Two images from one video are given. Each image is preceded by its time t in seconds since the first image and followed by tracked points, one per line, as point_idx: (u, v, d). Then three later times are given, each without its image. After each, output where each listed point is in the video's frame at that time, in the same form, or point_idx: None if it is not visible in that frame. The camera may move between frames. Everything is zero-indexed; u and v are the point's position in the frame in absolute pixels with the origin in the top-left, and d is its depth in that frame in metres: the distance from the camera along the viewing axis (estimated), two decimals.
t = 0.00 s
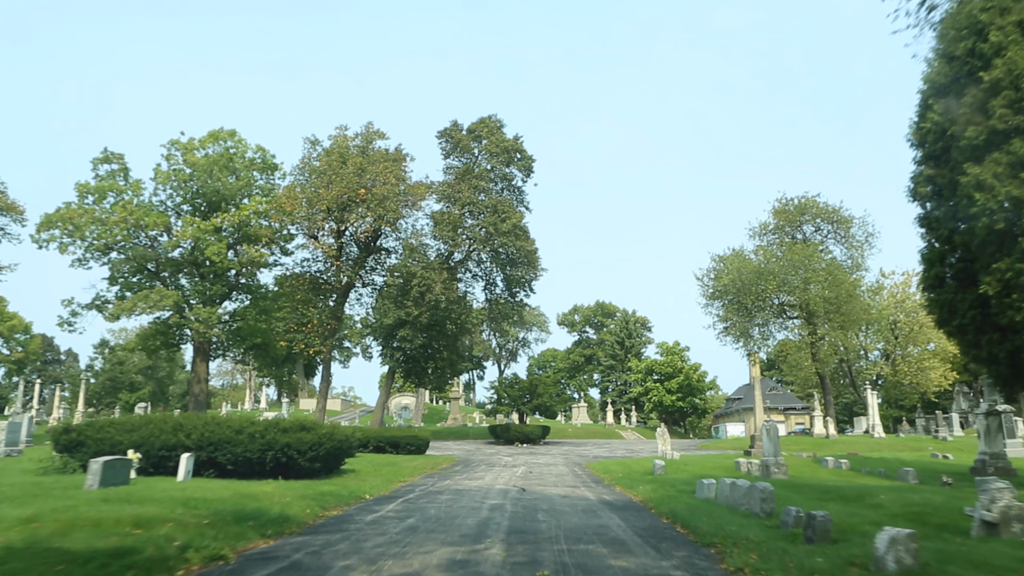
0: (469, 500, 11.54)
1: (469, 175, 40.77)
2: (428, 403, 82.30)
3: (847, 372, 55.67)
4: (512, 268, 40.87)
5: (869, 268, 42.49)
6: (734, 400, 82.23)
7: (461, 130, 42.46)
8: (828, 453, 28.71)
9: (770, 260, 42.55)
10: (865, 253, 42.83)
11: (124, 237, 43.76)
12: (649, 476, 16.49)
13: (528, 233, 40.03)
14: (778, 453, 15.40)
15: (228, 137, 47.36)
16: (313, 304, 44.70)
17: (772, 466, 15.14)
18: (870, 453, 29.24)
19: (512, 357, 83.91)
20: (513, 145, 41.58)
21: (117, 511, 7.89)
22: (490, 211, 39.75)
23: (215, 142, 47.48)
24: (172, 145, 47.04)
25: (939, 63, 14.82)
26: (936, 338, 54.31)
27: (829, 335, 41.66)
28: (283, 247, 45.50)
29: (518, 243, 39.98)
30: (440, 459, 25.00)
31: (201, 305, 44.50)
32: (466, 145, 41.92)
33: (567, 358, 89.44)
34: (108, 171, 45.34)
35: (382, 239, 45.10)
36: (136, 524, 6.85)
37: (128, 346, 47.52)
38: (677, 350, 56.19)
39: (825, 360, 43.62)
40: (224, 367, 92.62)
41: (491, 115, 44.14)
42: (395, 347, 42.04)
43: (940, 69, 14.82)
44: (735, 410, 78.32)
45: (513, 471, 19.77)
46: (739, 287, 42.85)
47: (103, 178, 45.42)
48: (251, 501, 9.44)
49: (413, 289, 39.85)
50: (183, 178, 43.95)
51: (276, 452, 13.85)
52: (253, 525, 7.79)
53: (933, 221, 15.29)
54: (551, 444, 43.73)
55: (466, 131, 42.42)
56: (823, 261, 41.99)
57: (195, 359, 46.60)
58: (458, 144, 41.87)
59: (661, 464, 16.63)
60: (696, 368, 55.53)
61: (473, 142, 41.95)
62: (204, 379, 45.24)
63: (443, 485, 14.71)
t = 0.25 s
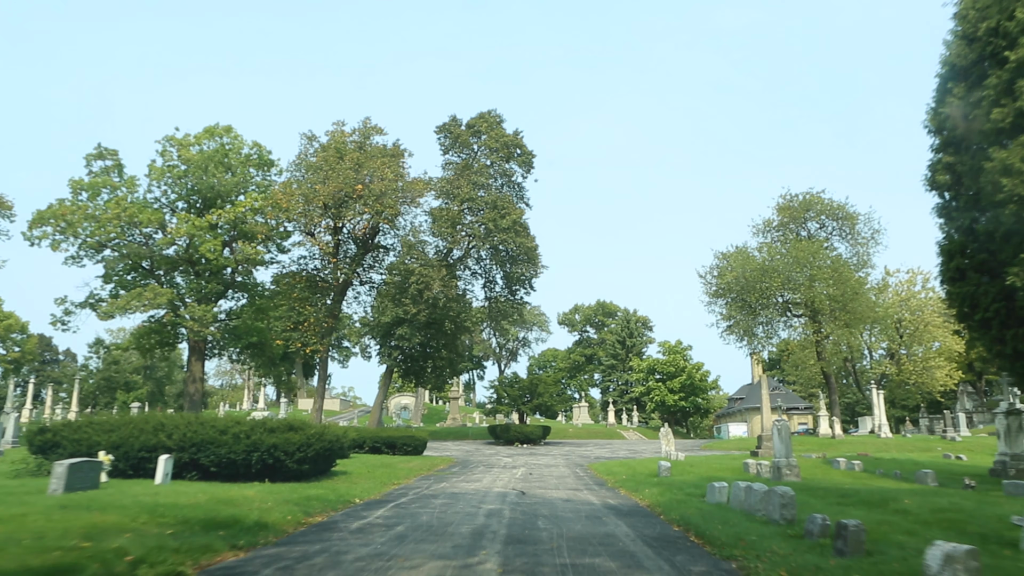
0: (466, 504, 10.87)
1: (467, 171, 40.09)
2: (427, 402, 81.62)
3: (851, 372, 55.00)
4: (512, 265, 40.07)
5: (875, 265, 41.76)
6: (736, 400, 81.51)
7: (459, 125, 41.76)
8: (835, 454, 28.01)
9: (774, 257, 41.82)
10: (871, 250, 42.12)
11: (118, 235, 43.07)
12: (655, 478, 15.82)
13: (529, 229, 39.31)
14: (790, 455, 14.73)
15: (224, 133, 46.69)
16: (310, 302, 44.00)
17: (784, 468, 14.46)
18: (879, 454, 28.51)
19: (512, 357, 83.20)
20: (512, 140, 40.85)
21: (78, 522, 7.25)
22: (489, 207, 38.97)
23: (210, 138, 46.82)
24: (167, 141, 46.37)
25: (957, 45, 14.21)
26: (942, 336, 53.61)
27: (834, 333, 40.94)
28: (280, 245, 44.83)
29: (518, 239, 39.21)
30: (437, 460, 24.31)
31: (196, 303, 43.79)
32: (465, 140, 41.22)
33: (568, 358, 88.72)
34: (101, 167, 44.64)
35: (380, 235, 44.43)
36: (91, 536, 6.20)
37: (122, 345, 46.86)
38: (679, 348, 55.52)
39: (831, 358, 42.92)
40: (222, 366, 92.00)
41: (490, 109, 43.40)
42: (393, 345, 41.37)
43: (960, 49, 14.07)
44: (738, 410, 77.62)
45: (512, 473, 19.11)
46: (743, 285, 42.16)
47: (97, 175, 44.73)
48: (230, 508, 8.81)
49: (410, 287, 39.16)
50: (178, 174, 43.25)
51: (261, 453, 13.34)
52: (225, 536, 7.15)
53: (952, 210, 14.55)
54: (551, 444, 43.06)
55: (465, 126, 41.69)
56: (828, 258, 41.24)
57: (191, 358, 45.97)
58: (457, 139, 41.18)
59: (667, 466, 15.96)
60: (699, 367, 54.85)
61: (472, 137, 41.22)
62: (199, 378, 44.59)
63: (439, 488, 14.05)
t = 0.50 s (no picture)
0: (458, 510, 9.98)
1: (466, 166, 39.26)
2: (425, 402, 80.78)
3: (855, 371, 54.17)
4: (511, 261, 39.15)
5: (881, 262, 40.88)
6: (738, 400, 80.70)
7: (458, 119, 40.89)
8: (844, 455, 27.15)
9: (779, 254, 40.98)
10: (877, 247, 41.28)
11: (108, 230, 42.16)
12: (661, 481, 14.96)
13: (528, 224, 38.43)
14: (805, 456, 13.85)
15: (217, 126, 45.79)
16: (305, 299, 43.11)
17: (799, 471, 13.58)
18: (889, 455, 27.65)
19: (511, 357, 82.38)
20: (512, 134, 39.99)
21: (12, 537, 6.38)
22: (488, 202, 38.04)
23: (204, 131, 45.94)
24: (160, 135, 45.49)
25: (984, 22, 13.67)
26: (947, 335, 52.79)
27: (839, 331, 40.10)
28: (274, 240, 43.96)
29: (517, 235, 38.29)
30: (433, 461, 23.48)
31: (189, 300, 42.90)
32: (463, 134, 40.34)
33: (568, 357, 87.87)
34: (93, 161, 43.75)
35: (377, 231, 43.58)
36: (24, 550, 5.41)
37: (113, 343, 46.00)
38: (681, 347, 54.70)
39: (836, 357, 42.09)
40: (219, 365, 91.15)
41: (489, 103, 42.52)
42: (389, 343, 40.50)
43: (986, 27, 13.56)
44: (739, 410, 76.77)
45: (510, 475, 18.26)
46: (746, 282, 41.36)
47: (88, 169, 43.79)
48: (195, 518, 7.95)
49: (407, 283, 38.28)
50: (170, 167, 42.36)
51: (241, 454, 13.04)
52: (181, 552, 6.31)
53: (974, 196, 14.14)
54: (550, 445, 42.22)
55: (463, 119, 40.83)
56: (834, 255, 40.40)
57: (184, 356, 45.12)
58: (455, 132, 40.32)
59: (673, 469, 15.09)
60: (700, 366, 54.00)
61: (471, 131, 40.35)
62: (191, 376, 43.76)
63: (432, 491, 13.19)
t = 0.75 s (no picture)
0: (448, 517, 9.13)
1: (463, 160, 38.36)
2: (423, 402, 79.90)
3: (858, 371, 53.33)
4: (509, 258, 38.24)
5: (887, 259, 40.00)
6: (738, 400, 79.86)
7: (455, 112, 39.95)
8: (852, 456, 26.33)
9: (783, 250, 40.12)
10: (882, 243, 40.43)
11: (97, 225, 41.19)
12: (667, 483, 14.11)
13: (526, 219, 37.52)
14: (820, 458, 12.98)
15: (210, 121, 44.86)
16: (299, 297, 42.19)
17: (814, 473, 12.69)
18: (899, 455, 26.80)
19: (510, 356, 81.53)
20: (510, 127, 39.10)
21: None
22: (486, 196, 37.12)
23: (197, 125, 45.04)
24: (151, 129, 44.58)
25: None
26: (952, 334, 51.96)
27: (845, 329, 39.28)
28: (268, 237, 43.08)
29: (516, 230, 37.36)
30: (427, 462, 22.63)
31: (180, 298, 42.07)
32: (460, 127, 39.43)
33: (567, 357, 87.01)
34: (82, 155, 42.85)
35: (372, 227, 42.73)
36: None
37: (103, 341, 45.14)
38: (682, 346, 53.87)
39: (841, 355, 41.28)
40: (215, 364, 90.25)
41: (487, 96, 41.62)
42: (384, 342, 39.62)
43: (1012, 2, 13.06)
44: (740, 410, 75.94)
45: (508, 476, 17.44)
46: (750, 279, 40.53)
47: (77, 164, 42.85)
48: (152, 530, 7.11)
49: (402, 280, 37.40)
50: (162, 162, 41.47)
51: (216, 456, 12.80)
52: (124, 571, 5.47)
53: (999, 178, 14.60)
54: (549, 445, 41.34)
55: (460, 113, 39.93)
56: (839, 252, 39.56)
57: (175, 355, 44.22)
58: (452, 126, 39.39)
59: (679, 470, 14.23)
60: (702, 365, 53.17)
61: (468, 125, 39.44)
62: (183, 375, 42.89)
63: (422, 495, 12.34)
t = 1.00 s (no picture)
0: (437, 526, 8.29)
1: (461, 154, 37.49)
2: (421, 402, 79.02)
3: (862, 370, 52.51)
4: (508, 254, 37.37)
5: (894, 255, 39.16)
6: (740, 400, 79.05)
7: (452, 105, 39.08)
8: (862, 457, 25.48)
9: (787, 247, 39.28)
10: (889, 239, 39.61)
11: (86, 220, 40.19)
12: (674, 486, 13.29)
13: (525, 214, 36.62)
14: (839, 460, 12.16)
15: (202, 114, 43.92)
16: (293, 294, 41.28)
17: (834, 477, 11.86)
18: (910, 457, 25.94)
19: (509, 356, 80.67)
20: (508, 120, 38.25)
21: None
22: (484, 190, 36.25)
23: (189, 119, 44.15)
24: (143, 123, 43.64)
25: None
26: (958, 333, 51.15)
27: (850, 327, 38.46)
28: (262, 233, 42.27)
29: (514, 225, 36.42)
30: (422, 464, 21.77)
31: (171, 295, 41.16)
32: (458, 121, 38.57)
33: (566, 357, 86.17)
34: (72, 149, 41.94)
35: (368, 223, 41.96)
36: None
37: (94, 339, 44.24)
38: (684, 345, 53.04)
39: (845, 354, 40.50)
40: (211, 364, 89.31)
41: (485, 90, 40.75)
42: (380, 340, 38.71)
43: None
44: (741, 410, 75.10)
45: (505, 479, 16.60)
46: (753, 276, 39.74)
47: (66, 158, 41.92)
48: (96, 546, 6.28)
49: (398, 277, 36.49)
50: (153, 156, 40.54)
51: (188, 457, 12.38)
52: None
53: None
54: (548, 446, 40.49)
55: (458, 106, 39.07)
56: (844, 248, 38.74)
57: (166, 353, 43.34)
58: (449, 119, 38.52)
59: (688, 473, 13.38)
60: (704, 364, 52.34)
61: (466, 119, 38.57)
62: (174, 374, 42.04)
63: (413, 500, 11.50)
